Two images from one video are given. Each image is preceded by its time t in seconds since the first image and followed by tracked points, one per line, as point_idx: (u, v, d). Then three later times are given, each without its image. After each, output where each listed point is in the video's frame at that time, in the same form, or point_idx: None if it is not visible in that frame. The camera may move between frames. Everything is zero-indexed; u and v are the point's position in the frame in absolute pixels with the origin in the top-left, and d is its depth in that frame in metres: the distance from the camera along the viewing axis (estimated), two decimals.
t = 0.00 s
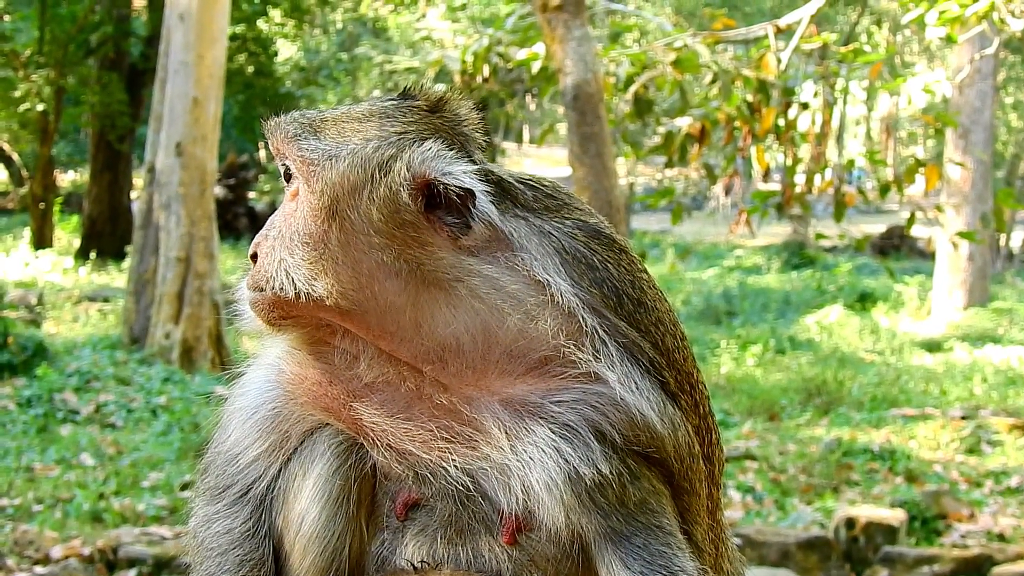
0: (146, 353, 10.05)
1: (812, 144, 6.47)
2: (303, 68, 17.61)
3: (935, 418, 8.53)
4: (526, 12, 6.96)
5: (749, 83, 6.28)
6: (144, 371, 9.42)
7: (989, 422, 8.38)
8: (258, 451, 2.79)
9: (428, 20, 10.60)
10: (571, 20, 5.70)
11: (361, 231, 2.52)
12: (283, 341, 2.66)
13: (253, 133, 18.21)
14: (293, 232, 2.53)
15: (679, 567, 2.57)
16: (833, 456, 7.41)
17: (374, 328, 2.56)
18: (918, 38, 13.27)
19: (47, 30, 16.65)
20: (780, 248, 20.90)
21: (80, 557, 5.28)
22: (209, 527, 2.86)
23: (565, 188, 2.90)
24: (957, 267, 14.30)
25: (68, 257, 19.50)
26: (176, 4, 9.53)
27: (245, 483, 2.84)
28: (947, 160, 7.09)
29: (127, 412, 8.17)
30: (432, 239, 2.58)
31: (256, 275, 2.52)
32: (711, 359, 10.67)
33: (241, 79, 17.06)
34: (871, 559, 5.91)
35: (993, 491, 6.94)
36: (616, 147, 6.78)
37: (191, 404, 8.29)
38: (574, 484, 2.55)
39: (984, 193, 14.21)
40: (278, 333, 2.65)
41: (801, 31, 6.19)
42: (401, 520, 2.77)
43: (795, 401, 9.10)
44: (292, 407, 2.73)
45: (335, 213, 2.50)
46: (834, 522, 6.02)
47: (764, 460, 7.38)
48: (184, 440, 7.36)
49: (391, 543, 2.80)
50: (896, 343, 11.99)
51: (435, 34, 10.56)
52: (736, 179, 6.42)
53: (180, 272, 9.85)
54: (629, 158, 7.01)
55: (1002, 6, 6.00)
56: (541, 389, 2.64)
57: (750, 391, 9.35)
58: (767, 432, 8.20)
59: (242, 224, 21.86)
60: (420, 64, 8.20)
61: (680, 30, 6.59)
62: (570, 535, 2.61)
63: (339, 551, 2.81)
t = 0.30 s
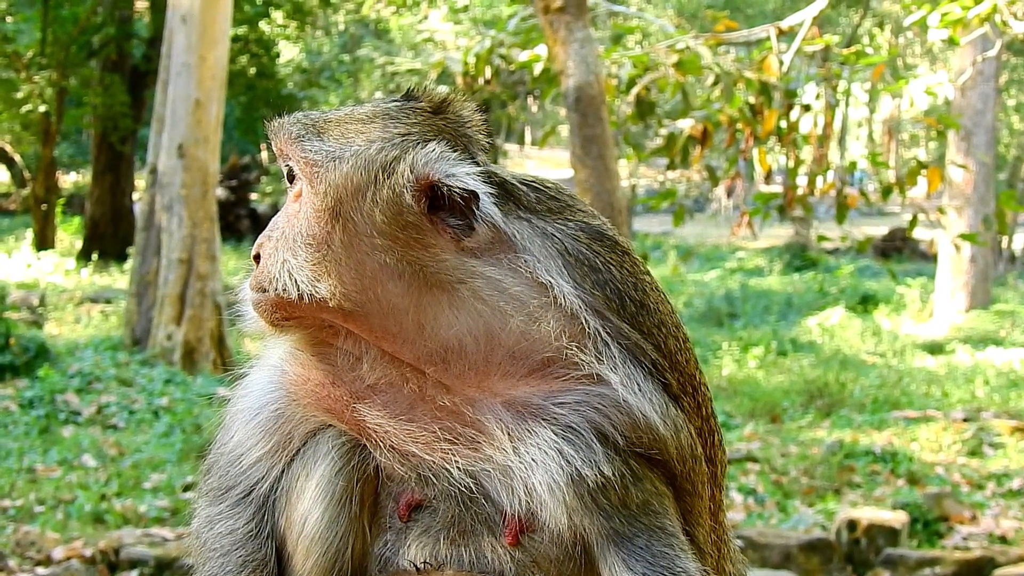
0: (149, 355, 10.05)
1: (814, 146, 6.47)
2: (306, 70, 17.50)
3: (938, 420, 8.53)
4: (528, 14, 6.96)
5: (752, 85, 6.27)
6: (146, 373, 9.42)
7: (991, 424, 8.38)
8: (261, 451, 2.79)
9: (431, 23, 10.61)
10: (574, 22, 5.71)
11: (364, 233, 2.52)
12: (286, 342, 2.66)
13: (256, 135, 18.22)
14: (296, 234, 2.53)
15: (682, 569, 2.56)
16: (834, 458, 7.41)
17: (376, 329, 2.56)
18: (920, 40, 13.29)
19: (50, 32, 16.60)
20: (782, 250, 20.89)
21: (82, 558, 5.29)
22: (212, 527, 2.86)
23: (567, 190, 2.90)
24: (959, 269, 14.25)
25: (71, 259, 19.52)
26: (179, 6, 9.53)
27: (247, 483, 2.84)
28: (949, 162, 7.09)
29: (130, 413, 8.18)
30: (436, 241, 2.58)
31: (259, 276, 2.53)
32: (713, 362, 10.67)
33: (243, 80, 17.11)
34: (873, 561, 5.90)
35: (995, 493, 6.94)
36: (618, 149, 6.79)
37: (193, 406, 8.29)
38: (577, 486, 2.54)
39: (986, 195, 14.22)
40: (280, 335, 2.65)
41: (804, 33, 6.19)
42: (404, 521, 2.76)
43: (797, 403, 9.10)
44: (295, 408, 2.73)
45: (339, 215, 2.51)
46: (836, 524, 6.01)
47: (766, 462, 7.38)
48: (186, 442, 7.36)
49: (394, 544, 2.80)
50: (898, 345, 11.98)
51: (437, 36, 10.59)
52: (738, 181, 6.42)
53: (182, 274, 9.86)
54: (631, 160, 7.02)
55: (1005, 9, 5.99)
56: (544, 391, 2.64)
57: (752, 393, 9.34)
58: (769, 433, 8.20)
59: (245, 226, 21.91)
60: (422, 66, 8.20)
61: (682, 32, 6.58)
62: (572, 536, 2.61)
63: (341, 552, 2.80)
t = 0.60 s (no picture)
0: (151, 357, 10.05)
1: (817, 148, 6.46)
2: (308, 71, 17.33)
3: (940, 422, 8.53)
4: (531, 16, 6.96)
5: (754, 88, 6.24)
6: (148, 375, 9.42)
7: (994, 427, 8.38)
8: (263, 453, 2.80)
9: (434, 25, 10.60)
10: (576, 24, 5.71)
11: (367, 234, 2.54)
12: (289, 344, 2.66)
13: (258, 137, 18.22)
14: (299, 236, 2.56)
15: (685, 571, 2.55)
16: (837, 461, 7.43)
17: (379, 331, 2.56)
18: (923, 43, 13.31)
19: (52, 34, 16.62)
20: (785, 253, 20.90)
21: (84, 560, 5.28)
22: (214, 529, 2.87)
23: (571, 191, 2.89)
24: (962, 272, 14.28)
25: (73, 261, 19.54)
26: (182, 7, 9.53)
27: (249, 485, 2.85)
28: (953, 165, 7.09)
29: (132, 415, 8.18)
30: (438, 242, 2.59)
31: (262, 278, 2.56)
32: (715, 364, 10.67)
33: (246, 83, 17.16)
34: (875, 564, 5.89)
35: (997, 496, 6.94)
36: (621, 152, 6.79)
37: (196, 408, 8.30)
38: (580, 488, 2.54)
39: (989, 198, 14.23)
40: (284, 337, 2.66)
41: (807, 35, 6.19)
42: (406, 522, 2.77)
43: (799, 406, 9.11)
44: (297, 410, 2.74)
45: (342, 217, 2.53)
46: (839, 527, 6.01)
47: (769, 464, 7.38)
48: (189, 444, 7.37)
49: (396, 546, 2.80)
50: (901, 347, 11.99)
51: (440, 38, 10.60)
52: (741, 184, 6.41)
53: (185, 276, 9.85)
54: (634, 162, 7.01)
55: (1008, 11, 5.97)
56: (547, 393, 2.64)
57: (754, 395, 9.34)
58: (772, 436, 8.21)
59: (247, 228, 21.94)
60: (426, 69, 8.21)
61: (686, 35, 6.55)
62: (574, 538, 2.61)
63: (344, 553, 2.80)
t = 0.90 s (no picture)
0: (153, 358, 10.06)
1: (819, 150, 6.46)
2: (310, 73, 17.45)
3: (941, 424, 8.54)
4: (533, 18, 6.97)
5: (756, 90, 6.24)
6: (150, 376, 9.42)
7: (995, 429, 8.39)
8: (265, 455, 2.80)
9: (436, 27, 10.62)
10: (578, 26, 5.72)
11: (370, 236, 2.54)
12: (292, 345, 2.66)
13: (260, 138, 18.26)
14: (303, 237, 2.55)
15: (687, 573, 2.55)
16: (839, 463, 7.43)
17: (381, 332, 2.56)
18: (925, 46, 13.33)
19: (54, 35, 16.62)
20: (786, 254, 20.90)
21: (86, 562, 5.28)
22: (216, 530, 2.87)
23: (573, 193, 2.88)
24: (964, 273, 14.21)
25: (74, 262, 19.55)
26: (184, 9, 9.54)
27: (251, 486, 2.85)
28: (955, 168, 7.09)
29: (134, 416, 8.18)
30: (440, 243, 2.59)
31: (265, 279, 2.55)
32: (717, 366, 10.67)
33: (248, 84, 17.19)
34: (877, 566, 5.86)
35: (999, 498, 6.94)
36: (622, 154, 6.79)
37: (197, 409, 8.30)
38: (583, 489, 2.53)
39: (991, 200, 14.24)
40: (286, 338, 2.65)
41: (809, 37, 6.18)
42: (408, 523, 2.76)
43: (801, 407, 9.12)
44: (299, 411, 2.74)
45: (345, 218, 2.53)
46: (840, 529, 5.97)
47: (770, 466, 7.38)
48: (190, 445, 7.38)
49: (397, 547, 2.80)
50: (902, 349, 12.00)
51: (442, 40, 10.60)
52: (742, 185, 6.40)
53: (186, 277, 9.85)
54: (636, 164, 7.01)
55: (1010, 14, 5.97)
56: (550, 394, 2.64)
57: (755, 397, 9.35)
58: (773, 438, 8.21)
59: (249, 229, 21.96)
60: (428, 70, 8.21)
61: (687, 37, 6.54)
62: (576, 539, 2.60)
63: (346, 555, 2.80)
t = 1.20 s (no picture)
0: (155, 359, 10.06)
1: (822, 151, 6.46)
2: (313, 75, 17.48)
3: (944, 426, 8.54)
4: (536, 19, 6.97)
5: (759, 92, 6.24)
6: (152, 377, 9.42)
7: (998, 430, 8.39)
8: (267, 457, 2.80)
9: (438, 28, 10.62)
10: (581, 27, 5.71)
11: (373, 240, 2.53)
12: (293, 348, 2.65)
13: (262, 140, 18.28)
14: (304, 240, 2.53)
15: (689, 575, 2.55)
16: (841, 465, 7.43)
17: (383, 336, 2.55)
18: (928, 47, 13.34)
19: (56, 37, 16.60)
20: (789, 256, 20.90)
21: (88, 563, 5.28)
22: (217, 532, 2.87)
23: (574, 195, 2.89)
24: (967, 275, 14.31)
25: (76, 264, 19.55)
26: (186, 10, 9.54)
27: (252, 488, 2.85)
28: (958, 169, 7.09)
29: (136, 418, 8.18)
30: (442, 246, 2.58)
31: (266, 282, 2.53)
32: (719, 367, 10.67)
33: (250, 86, 17.20)
34: (879, 567, 5.88)
35: (1002, 499, 6.94)
36: (625, 155, 6.80)
37: (200, 411, 8.30)
38: (584, 492, 2.54)
39: (994, 202, 14.24)
40: (287, 341, 2.64)
41: (811, 39, 6.19)
42: (410, 526, 2.75)
43: (803, 409, 9.12)
44: (301, 414, 2.74)
45: (347, 221, 2.51)
46: (843, 531, 6.00)
47: (773, 468, 7.38)
48: (193, 447, 7.38)
49: (399, 550, 2.78)
50: (904, 351, 12.00)
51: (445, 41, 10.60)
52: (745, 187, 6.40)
53: (189, 279, 9.85)
54: (639, 166, 7.01)
55: (1012, 15, 5.97)
56: (551, 398, 2.64)
57: (758, 399, 9.35)
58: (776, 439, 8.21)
59: (251, 230, 21.95)
60: (430, 72, 8.20)
61: (690, 39, 6.54)
62: (578, 542, 2.60)
63: (349, 557, 2.80)
